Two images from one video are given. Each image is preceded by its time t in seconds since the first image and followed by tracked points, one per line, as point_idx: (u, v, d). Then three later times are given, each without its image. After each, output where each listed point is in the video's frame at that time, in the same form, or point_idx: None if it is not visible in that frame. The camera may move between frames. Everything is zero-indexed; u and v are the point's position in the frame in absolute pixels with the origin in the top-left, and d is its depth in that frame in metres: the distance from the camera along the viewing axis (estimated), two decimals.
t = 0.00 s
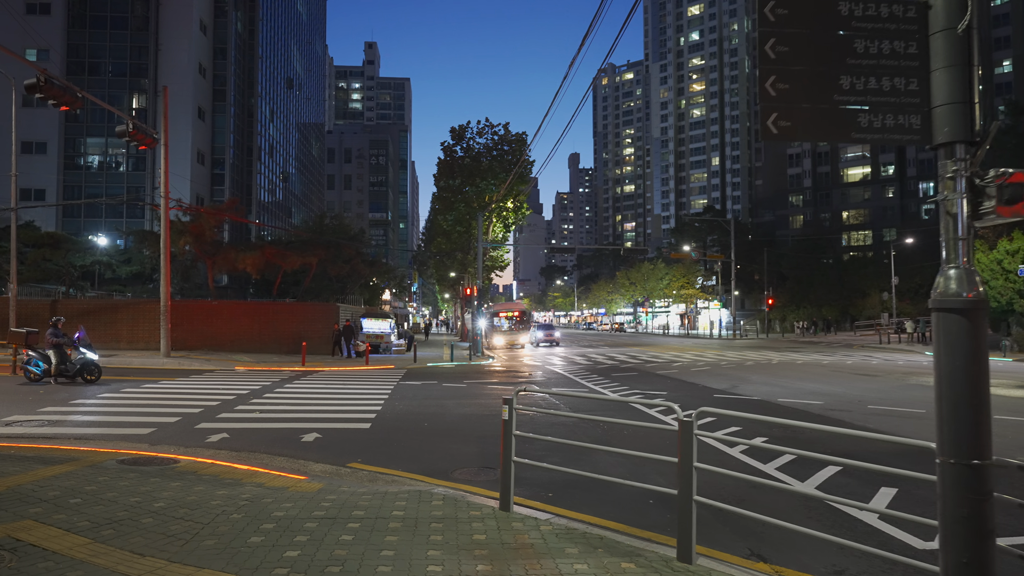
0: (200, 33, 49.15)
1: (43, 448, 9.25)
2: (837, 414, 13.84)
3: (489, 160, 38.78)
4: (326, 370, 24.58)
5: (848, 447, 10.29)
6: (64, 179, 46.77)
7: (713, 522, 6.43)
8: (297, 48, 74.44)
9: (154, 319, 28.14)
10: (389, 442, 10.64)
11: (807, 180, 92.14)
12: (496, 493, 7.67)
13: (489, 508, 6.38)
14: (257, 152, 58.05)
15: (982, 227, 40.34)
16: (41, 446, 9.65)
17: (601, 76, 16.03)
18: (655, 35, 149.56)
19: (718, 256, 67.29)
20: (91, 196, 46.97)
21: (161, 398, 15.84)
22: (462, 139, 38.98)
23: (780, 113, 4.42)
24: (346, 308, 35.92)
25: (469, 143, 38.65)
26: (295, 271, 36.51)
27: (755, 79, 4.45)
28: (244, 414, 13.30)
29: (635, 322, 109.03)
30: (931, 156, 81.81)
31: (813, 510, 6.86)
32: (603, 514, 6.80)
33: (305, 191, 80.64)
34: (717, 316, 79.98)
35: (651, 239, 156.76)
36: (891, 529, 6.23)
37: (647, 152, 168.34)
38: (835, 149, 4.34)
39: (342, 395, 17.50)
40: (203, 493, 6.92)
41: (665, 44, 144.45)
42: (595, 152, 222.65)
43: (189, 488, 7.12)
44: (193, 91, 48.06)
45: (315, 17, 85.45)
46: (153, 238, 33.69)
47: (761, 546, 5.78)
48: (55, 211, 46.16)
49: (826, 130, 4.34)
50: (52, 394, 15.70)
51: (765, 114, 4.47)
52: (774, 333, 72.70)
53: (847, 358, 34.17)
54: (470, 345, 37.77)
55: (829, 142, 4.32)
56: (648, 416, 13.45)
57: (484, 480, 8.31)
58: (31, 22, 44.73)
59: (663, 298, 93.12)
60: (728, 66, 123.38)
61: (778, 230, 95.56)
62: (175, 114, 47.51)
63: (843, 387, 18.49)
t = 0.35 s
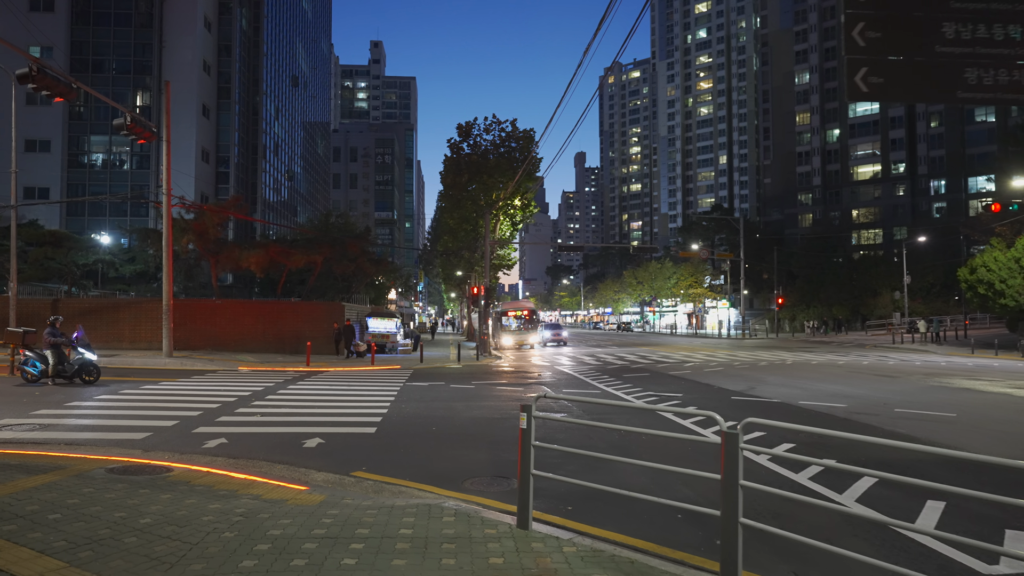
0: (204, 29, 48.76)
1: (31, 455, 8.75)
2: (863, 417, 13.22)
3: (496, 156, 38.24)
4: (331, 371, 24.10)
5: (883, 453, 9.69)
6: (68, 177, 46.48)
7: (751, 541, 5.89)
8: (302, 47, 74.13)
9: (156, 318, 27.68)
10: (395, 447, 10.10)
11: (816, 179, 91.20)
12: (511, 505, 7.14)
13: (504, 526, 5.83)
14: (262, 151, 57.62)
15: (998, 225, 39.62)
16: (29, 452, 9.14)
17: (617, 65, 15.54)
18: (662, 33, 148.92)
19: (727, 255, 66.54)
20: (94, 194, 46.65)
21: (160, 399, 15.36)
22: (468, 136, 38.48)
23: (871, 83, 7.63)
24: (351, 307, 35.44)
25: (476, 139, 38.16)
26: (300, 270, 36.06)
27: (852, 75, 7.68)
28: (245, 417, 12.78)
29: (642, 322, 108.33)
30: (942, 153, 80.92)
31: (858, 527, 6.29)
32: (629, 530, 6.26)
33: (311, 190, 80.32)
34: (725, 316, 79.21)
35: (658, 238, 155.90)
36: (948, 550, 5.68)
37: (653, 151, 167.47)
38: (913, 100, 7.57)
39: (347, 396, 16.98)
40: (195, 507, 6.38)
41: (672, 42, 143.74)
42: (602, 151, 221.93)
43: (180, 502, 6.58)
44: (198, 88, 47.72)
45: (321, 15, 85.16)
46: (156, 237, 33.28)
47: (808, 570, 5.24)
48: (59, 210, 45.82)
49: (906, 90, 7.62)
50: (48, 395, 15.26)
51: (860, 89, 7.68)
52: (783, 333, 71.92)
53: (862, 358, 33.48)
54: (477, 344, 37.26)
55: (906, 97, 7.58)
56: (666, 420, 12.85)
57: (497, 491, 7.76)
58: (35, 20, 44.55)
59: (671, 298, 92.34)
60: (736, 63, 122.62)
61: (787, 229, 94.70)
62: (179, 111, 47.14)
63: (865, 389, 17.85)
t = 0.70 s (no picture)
0: (205, 26, 48.27)
1: (16, 462, 8.22)
2: (889, 423, 12.68)
3: (501, 155, 37.61)
4: (333, 371, 23.59)
5: (920, 462, 9.15)
6: (67, 174, 46.02)
7: (796, 564, 5.40)
8: (304, 45, 73.66)
9: (155, 317, 27.21)
10: (402, 453, 9.60)
11: (821, 179, 90.60)
12: (530, 520, 6.63)
13: (528, 546, 5.30)
14: (264, 149, 57.13)
15: (1010, 226, 39.06)
16: (14, 458, 8.61)
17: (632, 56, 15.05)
18: (665, 33, 148.52)
19: (732, 255, 65.91)
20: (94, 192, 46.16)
21: (158, 401, 14.86)
22: (472, 133, 37.86)
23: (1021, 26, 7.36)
24: (353, 307, 34.98)
25: (480, 138, 37.56)
26: (300, 269, 35.54)
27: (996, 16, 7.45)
28: (244, 420, 12.26)
29: (645, 323, 107.65)
30: (949, 154, 80.38)
31: (913, 550, 5.77)
32: (662, 549, 5.74)
33: (312, 189, 79.84)
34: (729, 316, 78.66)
35: (660, 239, 155.20)
36: None
37: (656, 151, 166.74)
38: None
39: (350, 398, 16.48)
40: (187, 521, 5.87)
41: (675, 42, 143.26)
42: (604, 152, 221.42)
43: (172, 516, 6.05)
44: (199, 84, 47.27)
45: (323, 13, 84.71)
46: (155, 234, 32.78)
47: None
48: (59, 208, 45.34)
49: None
50: (42, 396, 14.75)
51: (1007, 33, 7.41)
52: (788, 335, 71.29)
53: (872, 360, 32.91)
54: (480, 345, 36.78)
55: None
56: (684, 424, 12.32)
57: (513, 503, 7.25)
58: (34, 15, 44.00)
59: (674, 299, 91.78)
60: (739, 63, 122.14)
61: (791, 230, 93.95)
62: (180, 108, 46.68)
63: (882, 392, 17.34)
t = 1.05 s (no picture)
0: (210, 25, 47.97)
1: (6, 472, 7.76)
2: (921, 429, 12.11)
3: (508, 154, 37.05)
4: (338, 373, 23.11)
5: (963, 473, 8.67)
6: (71, 174, 45.76)
7: None
8: (309, 44, 73.36)
9: (158, 318, 26.80)
10: (414, 463, 9.13)
11: (829, 179, 89.84)
12: (556, 539, 6.17)
13: (559, 572, 4.85)
14: (269, 148, 56.73)
15: None
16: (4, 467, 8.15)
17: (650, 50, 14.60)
18: (670, 33, 148.01)
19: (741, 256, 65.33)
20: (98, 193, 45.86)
21: (160, 405, 14.37)
22: (479, 133, 37.40)
23: None
24: (359, 309, 34.58)
25: (487, 136, 37.08)
26: (306, 270, 35.12)
27: None
28: (249, 426, 11.76)
29: (651, 323, 107.04)
30: (959, 153, 79.65)
31: None
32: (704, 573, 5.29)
33: (317, 189, 79.59)
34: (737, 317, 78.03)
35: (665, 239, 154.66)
36: None
37: (661, 151, 166.13)
38: None
39: (358, 401, 16.05)
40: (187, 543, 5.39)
41: (680, 42, 142.68)
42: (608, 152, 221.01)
43: (170, 537, 5.57)
44: (203, 84, 46.96)
45: (328, 13, 84.49)
46: (159, 234, 32.40)
47: None
48: (63, 209, 45.06)
49: None
50: (41, 399, 14.32)
51: None
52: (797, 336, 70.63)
53: (885, 362, 32.37)
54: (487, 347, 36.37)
55: None
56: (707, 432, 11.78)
57: (536, 519, 6.79)
58: (38, 14, 43.69)
59: (681, 299, 91.20)
60: (744, 63, 121.50)
61: (799, 230, 93.06)
62: (185, 108, 46.36)
63: (905, 396, 16.83)
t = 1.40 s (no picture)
0: (221, 24, 47.77)
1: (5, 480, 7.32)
2: (965, 433, 11.49)
3: (521, 150, 36.55)
4: (351, 374, 22.67)
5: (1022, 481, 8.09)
6: (83, 174, 45.69)
7: None
8: (321, 44, 73.16)
9: (169, 318, 26.50)
10: (436, 470, 8.65)
11: (844, 176, 88.68)
12: (594, 557, 5.65)
13: None
14: (280, 148, 56.48)
15: None
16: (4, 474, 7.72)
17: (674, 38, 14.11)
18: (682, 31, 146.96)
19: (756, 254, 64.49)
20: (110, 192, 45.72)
21: (170, 406, 13.99)
22: (492, 130, 36.90)
23: None
24: (371, 308, 34.20)
25: (500, 133, 36.61)
26: (318, 269, 34.73)
27: None
28: (262, 429, 11.33)
29: (664, 323, 106.22)
30: (977, 149, 78.30)
31: None
32: None
33: (329, 188, 79.46)
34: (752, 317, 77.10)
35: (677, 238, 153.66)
36: None
37: (673, 150, 165.04)
38: None
39: (373, 403, 15.59)
40: (195, 562, 4.91)
41: (692, 39, 141.56)
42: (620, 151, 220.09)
43: (176, 554, 5.10)
44: (214, 83, 46.71)
45: (339, 12, 84.28)
46: (170, 233, 32.14)
47: None
48: (74, 208, 44.98)
49: None
50: (49, 401, 13.96)
51: None
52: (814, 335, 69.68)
53: (907, 362, 31.64)
54: (502, 347, 35.90)
55: None
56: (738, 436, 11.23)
57: (570, 532, 6.29)
58: (50, 14, 43.63)
59: (694, 299, 90.34)
60: (758, 60, 120.27)
61: (814, 228, 91.82)
62: (196, 107, 46.15)
63: (939, 398, 16.18)
